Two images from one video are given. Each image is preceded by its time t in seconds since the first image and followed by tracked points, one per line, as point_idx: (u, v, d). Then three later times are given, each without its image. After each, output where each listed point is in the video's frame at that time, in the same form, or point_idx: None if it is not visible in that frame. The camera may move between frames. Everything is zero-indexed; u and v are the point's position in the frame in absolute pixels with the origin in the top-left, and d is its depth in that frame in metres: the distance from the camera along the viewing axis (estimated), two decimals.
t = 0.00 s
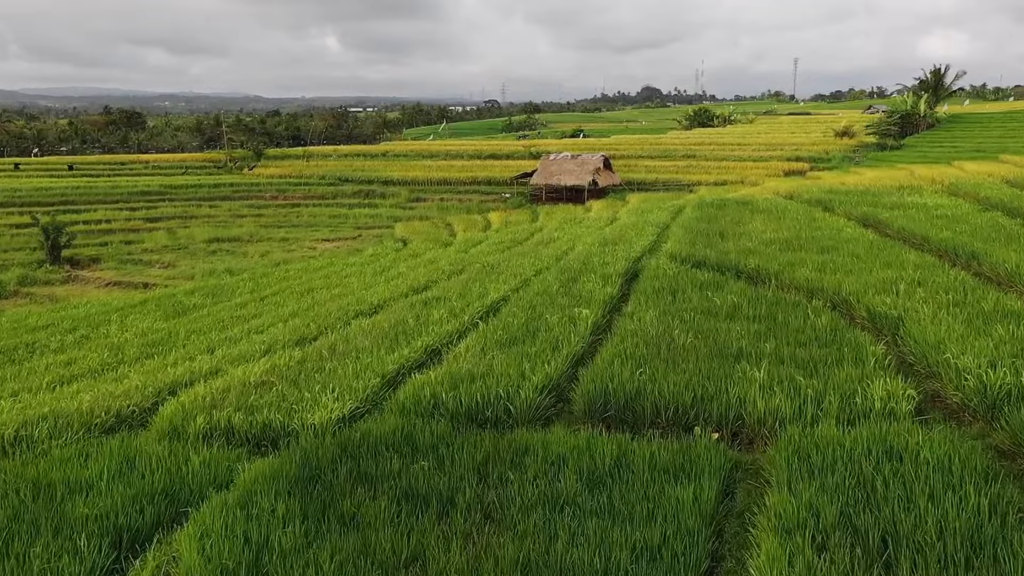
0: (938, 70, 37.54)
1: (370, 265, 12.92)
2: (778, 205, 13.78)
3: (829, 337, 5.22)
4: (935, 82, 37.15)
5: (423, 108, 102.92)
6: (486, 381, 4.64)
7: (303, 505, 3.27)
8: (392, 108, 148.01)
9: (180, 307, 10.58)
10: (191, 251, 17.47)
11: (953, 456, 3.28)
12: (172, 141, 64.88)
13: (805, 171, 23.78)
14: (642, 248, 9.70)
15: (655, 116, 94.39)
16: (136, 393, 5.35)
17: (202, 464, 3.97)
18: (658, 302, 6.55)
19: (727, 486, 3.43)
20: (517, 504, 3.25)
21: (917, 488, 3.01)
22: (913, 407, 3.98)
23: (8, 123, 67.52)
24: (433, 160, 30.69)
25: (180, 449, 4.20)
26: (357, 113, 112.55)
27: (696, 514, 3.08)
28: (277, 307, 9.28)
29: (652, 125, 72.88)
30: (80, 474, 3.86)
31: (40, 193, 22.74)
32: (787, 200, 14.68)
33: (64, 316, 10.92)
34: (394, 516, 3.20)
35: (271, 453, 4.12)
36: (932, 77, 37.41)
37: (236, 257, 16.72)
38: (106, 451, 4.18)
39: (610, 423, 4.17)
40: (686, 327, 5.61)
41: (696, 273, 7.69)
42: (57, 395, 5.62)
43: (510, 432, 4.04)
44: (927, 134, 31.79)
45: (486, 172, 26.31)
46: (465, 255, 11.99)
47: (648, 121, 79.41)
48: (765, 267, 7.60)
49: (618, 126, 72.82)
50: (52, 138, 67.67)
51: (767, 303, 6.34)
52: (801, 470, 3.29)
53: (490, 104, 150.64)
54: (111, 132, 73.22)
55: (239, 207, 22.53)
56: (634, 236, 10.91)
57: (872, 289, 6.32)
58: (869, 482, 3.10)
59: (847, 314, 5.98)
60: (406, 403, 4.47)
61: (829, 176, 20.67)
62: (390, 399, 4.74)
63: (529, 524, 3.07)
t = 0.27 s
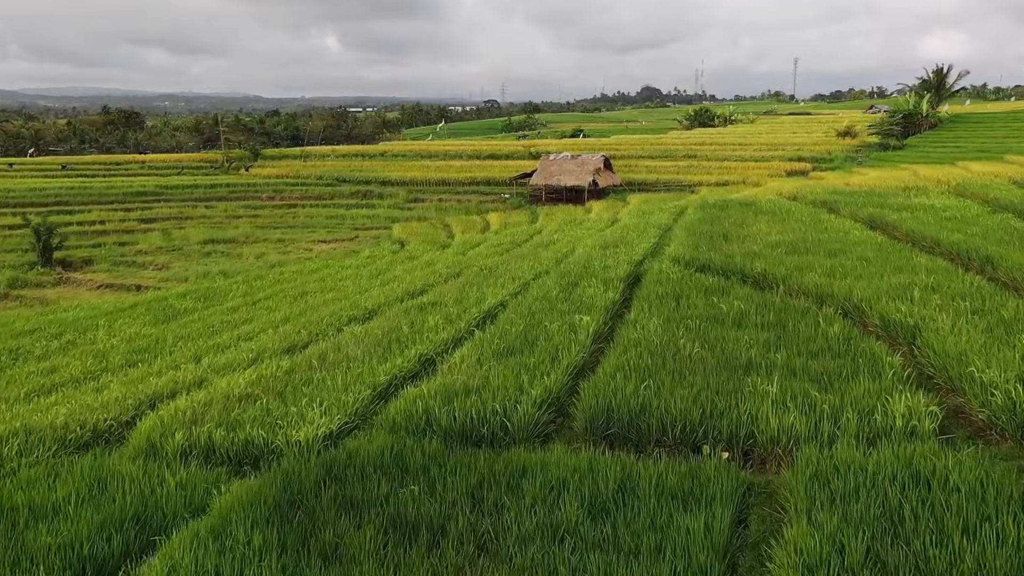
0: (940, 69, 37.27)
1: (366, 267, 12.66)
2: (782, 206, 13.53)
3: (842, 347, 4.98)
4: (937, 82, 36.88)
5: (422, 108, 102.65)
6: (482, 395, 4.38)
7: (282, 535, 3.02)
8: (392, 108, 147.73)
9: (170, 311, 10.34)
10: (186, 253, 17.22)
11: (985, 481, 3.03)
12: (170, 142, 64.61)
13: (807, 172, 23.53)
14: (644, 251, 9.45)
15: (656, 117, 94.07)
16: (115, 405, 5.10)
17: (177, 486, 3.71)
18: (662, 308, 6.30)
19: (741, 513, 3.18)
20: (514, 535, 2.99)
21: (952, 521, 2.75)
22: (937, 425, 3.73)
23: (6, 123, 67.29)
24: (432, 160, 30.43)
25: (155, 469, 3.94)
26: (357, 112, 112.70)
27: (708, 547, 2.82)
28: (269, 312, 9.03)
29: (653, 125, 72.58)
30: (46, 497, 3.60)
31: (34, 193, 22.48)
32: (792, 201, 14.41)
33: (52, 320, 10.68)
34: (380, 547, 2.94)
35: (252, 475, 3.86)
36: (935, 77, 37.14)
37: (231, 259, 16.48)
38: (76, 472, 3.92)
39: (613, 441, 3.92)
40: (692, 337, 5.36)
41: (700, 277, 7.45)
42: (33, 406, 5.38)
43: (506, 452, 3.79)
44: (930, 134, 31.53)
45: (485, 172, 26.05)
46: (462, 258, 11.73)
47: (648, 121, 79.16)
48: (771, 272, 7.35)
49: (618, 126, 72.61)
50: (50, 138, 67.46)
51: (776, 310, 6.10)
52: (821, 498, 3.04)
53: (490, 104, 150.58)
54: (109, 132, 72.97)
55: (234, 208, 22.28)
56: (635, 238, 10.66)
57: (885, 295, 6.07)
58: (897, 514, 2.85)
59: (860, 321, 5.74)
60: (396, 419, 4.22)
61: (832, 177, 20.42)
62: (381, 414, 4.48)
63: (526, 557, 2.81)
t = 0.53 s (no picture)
0: (942, 69, 37.03)
1: (362, 270, 12.41)
2: (785, 207, 13.31)
3: (856, 357, 4.74)
4: (939, 82, 36.64)
5: (421, 108, 102.39)
6: (478, 410, 4.15)
7: (258, 567, 2.77)
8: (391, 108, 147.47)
9: (161, 315, 10.11)
10: (180, 255, 16.99)
11: (1021, 508, 2.80)
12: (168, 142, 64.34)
13: (809, 172, 23.30)
14: (646, 254, 9.20)
15: (656, 116, 93.82)
16: (94, 417, 4.87)
17: (150, 509, 3.46)
18: (665, 315, 6.07)
19: (755, 542, 2.94)
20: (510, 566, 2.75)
21: (989, 556, 2.51)
22: (961, 444, 3.50)
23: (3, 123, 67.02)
24: (431, 161, 30.18)
25: (129, 489, 3.70)
26: (356, 112, 112.47)
27: None
28: (261, 317, 8.77)
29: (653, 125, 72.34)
30: (8, 522, 3.35)
31: (28, 194, 22.24)
32: (796, 202, 14.16)
33: (40, 324, 10.44)
34: None
35: (232, 497, 3.62)
36: (937, 77, 36.90)
37: (226, 260, 16.25)
38: (44, 492, 3.67)
39: (616, 461, 3.68)
40: (697, 345, 5.13)
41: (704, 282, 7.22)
42: (8, 419, 5.14)
43: (502, 473, 3.56)
44: (932, 134, 31.30)
45: (484, 173, 25.82)
46: (460, 260, 11.48)
47: (648, 121, 78.95)
48: (778, 276, 7.11)
49: (617, 126, 72.40)
50: (47, 138, 67.16)
51: (784, 317, 5.86)
52: (843, 527, 2.80)
53: (489, 104, 150.35)
54: (107, 132, 72.67)
55: (230, 209, 22.04)
56: (637, 241, 10.42)
57: (897, 301, 5.85)
58: (928, 547, 2.60)
59: (872, 329, 5.51)
60: (386, 436, 3.98)
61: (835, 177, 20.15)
62: (371, 429, 4.25)
63: None
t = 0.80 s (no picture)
0: (944, 69, 36.77)
1: (358, 273, 12.14)
2: (789, 209, 13.06)
3: (873, 370, 4.49)
4: (941, 82, 36.39)
5: (421, 108, 102.06)
6: (472, 428, 3.88)
7: None
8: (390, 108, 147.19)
9: (150, 319, 9.84)
10: (174, 257, 16.71)
11: None
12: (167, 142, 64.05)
13: (812, 172, 23.05)
14: (649, 258, 8.94)
15: (656, 116, 93.52)
16: (68, 433, 4.60)
17: (117, 538, 3.18)
18: (670, 323, 5.81)
19: None
20: None
21: None
22: (994, 468, 3.24)
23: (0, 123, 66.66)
24: (429, 161, 29.91)
25: (95, 515, 3.42)
26: (355, 112, 112.14)
27: None
28: (251, 322, 8.50)
29: (653, 125, 72.06)
30: None
31: (21, 195, 21.95)
32: (800, 204, 13.90)
33: (27, 329, 10.18)
34: None
35: (207, 524, 3.35)
36: (939, 76, 36.63)
37: (220, 262, 15.99)
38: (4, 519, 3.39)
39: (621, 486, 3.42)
40: (705, 356, 4.87)
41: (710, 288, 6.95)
42: None
43: (498, 499, 3.29)
44: (935, 134, 31.02)
45: (483, 173, 25.55)
46: (457, 263, 11.22)
47: (648, 121, 78.68)
48: (786, 282, 6.86)
49: (617, 126, 72.13)
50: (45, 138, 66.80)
51: (794, 325, 5.61)
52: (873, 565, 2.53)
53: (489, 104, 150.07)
54: (105, 133, 72.28)
55: (226, 210, 21.77)
56: (638, 243, 10.16)
57: (913, 308, 5.60)
58: None
59: (887, 338, 5.26)
60: (374, 457, 3.72)
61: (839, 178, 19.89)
62: (359, 448, 3.98)
63: None
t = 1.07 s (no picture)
0: (947, 68, 36.52)
1: (353, 276, 11.88)
2: (794, 210, 12.82)
3: (893, 385, 4.23)
4: (944, 81, 36.14)
5: (420, 108, 101.74)
6: (466, 450, 3.62)
7: None
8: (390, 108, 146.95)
9: (140, 324, 9.59)
10: (168, 259, 16.46)
11: None
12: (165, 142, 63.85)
13: (814, 173, 22.80)
14: (652, 262, 8.69)
15: (656, 116, 93.25)
16: (39, 450, 4.34)
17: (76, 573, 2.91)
18: (674, 333, 5.54)
19: None
20: None
21: None
22: None
23: None
24: (428, 161, 29.67)
25: (57, 546, 3.15)
26: (355, 112, 111.72)
27: None
28: (242, 328, 8.25)
29: (653, 125, 71.80)
30: None
31: (14, 196, 21.69)
32: (804, 205, 13.66)
33: (13, 334, 9.92)
34: None
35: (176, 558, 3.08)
36: (941, 76, 36.38)
37: (214, 264, 15.73)
38: None
39: (625, 515, 3.15)
40: (713, 369, 4.61)
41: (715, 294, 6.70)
42: None
43: (493, 530, 3.02)
44: (939, 134, 30.76)
45: (482, 174, 25.30)
46: (455, 266, 10.97)
47: (648, 121, 78.42)
48: (795, 287, 6.61)
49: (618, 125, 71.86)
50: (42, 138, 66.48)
51: (806, 335, 5.35)
52: None
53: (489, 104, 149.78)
54: (103, 133, 71.95)
55: (222, 211, 21.51)
56: (640, 246, 9.91)
57: (930, 316, 5.34)
58: None
59: (903, 349, 5.01)
60: (360, 482, 3.45)
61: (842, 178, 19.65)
62: (345, 471, 3.72)
63: None
